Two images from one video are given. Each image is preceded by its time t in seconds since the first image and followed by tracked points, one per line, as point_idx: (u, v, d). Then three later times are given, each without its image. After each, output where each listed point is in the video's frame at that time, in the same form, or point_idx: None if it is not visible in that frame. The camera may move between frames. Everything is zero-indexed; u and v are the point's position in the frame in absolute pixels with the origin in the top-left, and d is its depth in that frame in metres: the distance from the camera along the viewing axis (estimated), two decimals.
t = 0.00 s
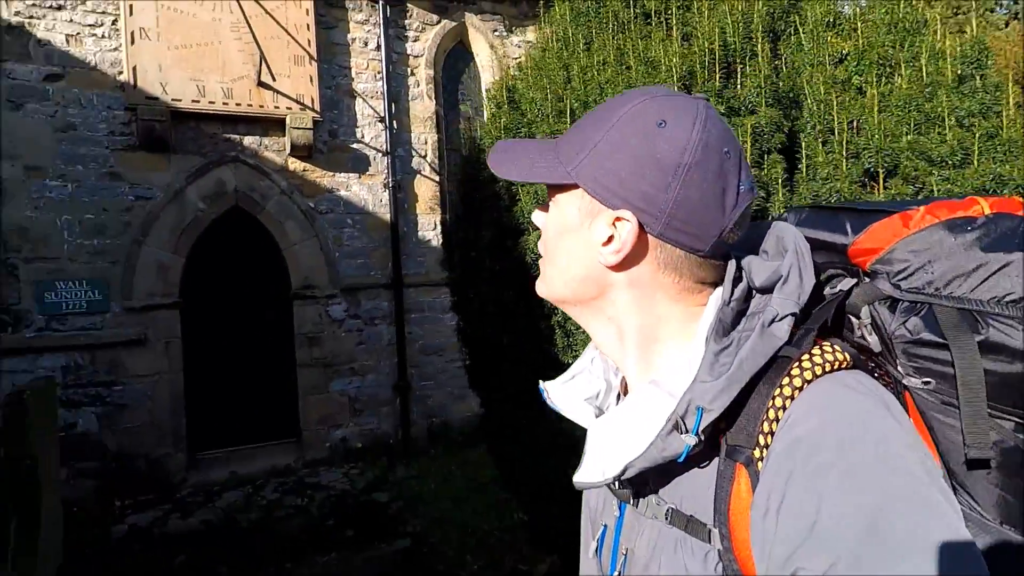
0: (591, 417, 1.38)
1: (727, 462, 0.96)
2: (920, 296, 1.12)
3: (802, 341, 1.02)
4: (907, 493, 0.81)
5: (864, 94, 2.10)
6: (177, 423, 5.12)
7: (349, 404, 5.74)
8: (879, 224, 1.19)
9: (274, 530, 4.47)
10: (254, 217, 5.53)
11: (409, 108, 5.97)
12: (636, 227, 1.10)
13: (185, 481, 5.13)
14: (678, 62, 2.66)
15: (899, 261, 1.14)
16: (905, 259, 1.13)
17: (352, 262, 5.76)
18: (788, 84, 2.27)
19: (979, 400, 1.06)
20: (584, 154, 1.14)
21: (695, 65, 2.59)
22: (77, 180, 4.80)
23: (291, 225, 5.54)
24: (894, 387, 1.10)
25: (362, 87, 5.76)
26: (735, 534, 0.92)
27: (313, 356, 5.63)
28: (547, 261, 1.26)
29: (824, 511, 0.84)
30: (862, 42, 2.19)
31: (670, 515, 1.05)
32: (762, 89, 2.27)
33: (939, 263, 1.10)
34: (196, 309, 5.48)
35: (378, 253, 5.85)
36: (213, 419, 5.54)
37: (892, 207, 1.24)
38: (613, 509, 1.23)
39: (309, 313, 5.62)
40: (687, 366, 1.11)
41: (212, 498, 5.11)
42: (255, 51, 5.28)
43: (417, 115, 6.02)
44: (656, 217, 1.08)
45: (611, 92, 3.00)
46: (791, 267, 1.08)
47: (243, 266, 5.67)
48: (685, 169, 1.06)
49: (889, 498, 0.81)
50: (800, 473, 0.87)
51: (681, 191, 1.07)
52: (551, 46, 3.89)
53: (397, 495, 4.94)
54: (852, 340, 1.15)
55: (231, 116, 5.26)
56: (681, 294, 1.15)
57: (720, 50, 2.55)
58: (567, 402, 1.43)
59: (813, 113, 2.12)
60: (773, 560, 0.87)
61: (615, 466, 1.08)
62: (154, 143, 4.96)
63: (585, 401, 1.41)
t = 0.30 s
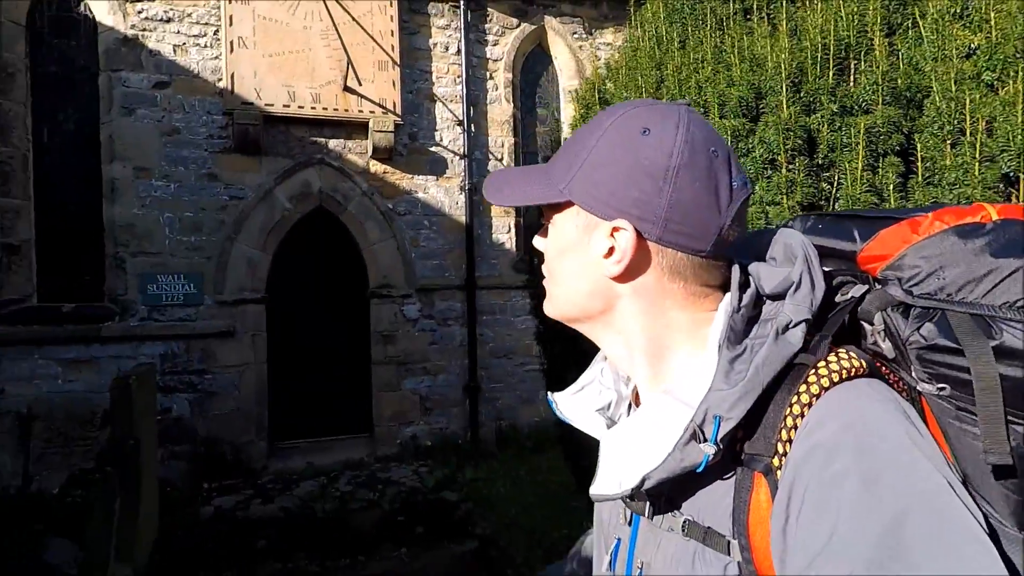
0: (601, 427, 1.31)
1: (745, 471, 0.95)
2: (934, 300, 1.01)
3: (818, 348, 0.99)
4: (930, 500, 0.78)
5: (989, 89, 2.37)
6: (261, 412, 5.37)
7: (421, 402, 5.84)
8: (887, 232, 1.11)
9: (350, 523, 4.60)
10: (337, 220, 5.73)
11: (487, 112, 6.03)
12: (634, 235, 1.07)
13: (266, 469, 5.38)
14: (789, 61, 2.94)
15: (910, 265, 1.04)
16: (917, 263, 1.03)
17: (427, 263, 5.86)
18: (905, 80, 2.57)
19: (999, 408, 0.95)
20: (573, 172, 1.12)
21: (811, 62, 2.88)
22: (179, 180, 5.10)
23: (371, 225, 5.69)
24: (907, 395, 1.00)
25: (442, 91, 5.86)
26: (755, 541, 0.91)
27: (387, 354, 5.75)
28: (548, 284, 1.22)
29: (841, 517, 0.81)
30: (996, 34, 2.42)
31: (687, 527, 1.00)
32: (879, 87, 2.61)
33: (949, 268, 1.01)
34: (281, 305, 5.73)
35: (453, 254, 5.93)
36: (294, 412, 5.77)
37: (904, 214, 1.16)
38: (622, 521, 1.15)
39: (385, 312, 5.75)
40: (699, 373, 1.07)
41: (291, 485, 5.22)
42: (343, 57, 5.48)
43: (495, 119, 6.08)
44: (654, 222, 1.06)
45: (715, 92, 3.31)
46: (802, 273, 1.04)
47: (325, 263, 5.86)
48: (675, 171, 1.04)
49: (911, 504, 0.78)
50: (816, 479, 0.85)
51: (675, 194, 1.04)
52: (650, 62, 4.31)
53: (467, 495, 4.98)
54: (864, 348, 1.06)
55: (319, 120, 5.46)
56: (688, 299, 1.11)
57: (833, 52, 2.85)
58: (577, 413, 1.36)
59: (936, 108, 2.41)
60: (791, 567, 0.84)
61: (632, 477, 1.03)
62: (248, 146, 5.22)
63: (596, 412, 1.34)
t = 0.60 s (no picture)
0: (614, 418, 1.41)
1: (758, 463, 0.98)
2: (955, 299, 1.02)
3: (833, 341, 1.03)
4: (943, 491, 0.79)
5: None
6: (306, 406, 5.50)
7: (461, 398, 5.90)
8: (909, 231, 1.14)
9: (394, 517, 4.68)
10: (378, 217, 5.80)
11: (526, 109, 6.03)
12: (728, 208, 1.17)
13: (313, 462, 5.52)
14: (835, 53, 3.01)
15: (931, 264, 1.06)
16: (938, 262, 1.05)
17: (467, 260, 5.91)
18: (961, 69, 2.66)
19: None
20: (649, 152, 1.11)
21: (857, 55, 2.95)
22: (228, 182, 5.26)
23: (411, 223, 5.75)
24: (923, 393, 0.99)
25: (480, 89, 5.88)
26: (765, 533, 0.93)
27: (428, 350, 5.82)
28: (643, 284, 1.12)
29: (856, 508, 0.82)
30: None
31: (697, 517, 1.04)
32: (933, 77, 2.69)
33: (972, 265, 1.02)
34: (326, 303, 5.85)
35: (492, 251, 5.97)
36: (339, 407, 5.90)
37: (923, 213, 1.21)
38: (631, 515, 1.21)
39: (426, 309, 5.81)
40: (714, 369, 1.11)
41: (336, 479, 5.32)
42: (383, 57, 5.56)
43: (533, 115, 6.07)
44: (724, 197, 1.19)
45: (755, 83, 3.35)
46: (813, 268, 1.11)
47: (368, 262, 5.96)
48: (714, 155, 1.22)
49: (925, 497, 0.80)
50: (830, 470, 0.86)
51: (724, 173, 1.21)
52: (692, 56, 4.28)
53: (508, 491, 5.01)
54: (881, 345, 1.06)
55: (361, 120, 5.56)
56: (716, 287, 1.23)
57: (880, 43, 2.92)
58: (588, 405, 1.45)
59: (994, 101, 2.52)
60: (805, 558, 0.86)
61: (646, 470, 1.07)
62: (293, 148, 5.34)
63: (607, 404, 1.45)
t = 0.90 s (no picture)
0: (618, 414, 1.48)
1: (768, 456, 1.02)
2: (961, 295, 1.02)
3: (841, 334, 1.07)
4: (948, 481, 0.80)
5: None
6: (346, 409, 5.62)
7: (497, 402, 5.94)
8: (915, 228, 1.18)
9: (431, 519, 4.74)
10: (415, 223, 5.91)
11: (560, 114, 6.06)
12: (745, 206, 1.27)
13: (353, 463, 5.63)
14: (871, 48, 2.96)
15: (938, 259, 1.08)
16: (945, 258, 1.07)
17: (502, 265, 5.96)
18: (1006, 60, 2.49)
19: None
20: (694, 142, 1.17)
21: (895, 50, 2.88)
22: (272, 190, 5.44)
23: (447, 228, 5.83)
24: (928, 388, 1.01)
25: (515, 94, 5.95)
26: (774, 526, 0.96)
27: (465, 354, 5.88)
28: (692, 271, 1.16)
29: (859, 498, 0.84)
30: None
31: (707, 513, 1.09)
32: (971, 70, 2.58)
33: (978, 259, 1.04)
34: (365, 307, 5.98)
35: (527, 256, 6.00)
36: (378, 410, 6.01)
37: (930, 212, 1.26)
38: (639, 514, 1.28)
39: (462, 313, 5.88)
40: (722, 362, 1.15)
41: (375, 480, 5.40)
42: (420, 66, 5.68)
43: (568, 119, 6.10)
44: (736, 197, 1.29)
45: (790, 82, 3.35)
46: (820, 263, 1.16)
47: (405, 267, 6.08)
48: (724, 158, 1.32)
49: (930, 488, 0.80)
50: (836, 462, 0.89)
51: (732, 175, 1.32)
52: (725, 56, 4.25)
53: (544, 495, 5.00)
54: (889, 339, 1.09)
55: (398, 128, 5.69)
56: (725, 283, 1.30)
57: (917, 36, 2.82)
58: (597, 403, 1.53)
59: None
60: (813, 548, 0.88)
61: (656, 463, 1.13)
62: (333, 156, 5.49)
63: (616, 401, 1.52)
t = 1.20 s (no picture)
0: (634, 422, 1.54)
1: (787, 468, 1.03)
2: (985, 305, 0.98)
3: (861, 343, 1.08)
4: (970, 488, 0.79)
5: None
6: (377, 404, 5.71)
7: (525, 404, 5.97)
8: (938, 237, 1.15)
9: (457, 518, 4.78)
10: (451, 223, 5.96)
11: (600, 118, 6.05)
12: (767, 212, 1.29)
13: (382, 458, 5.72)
14: (926, 60, 2.87)
15: (961, 268, 1.04)
16: (968, 267, 1.03)
17: (536, 267, 5.97)
18: None
19: None
20: (726, 146, 1.19)
21: (953, 62, 2.80)
22: (314, 187, 5.56)
23: (483, 230, 5.87)
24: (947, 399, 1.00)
25: (556, 98, 5.96)
26: (793, 539, 0.96)
27: (496, 355, 5.91)
28: (723, 273, 1.18)
29: (880, 510, 0.83)
30: None
31: (724, 523, 1.09)
32: None
33: (1002, 271, 0.98)
34: (399, 305, 6.07)
35: (562, 259, 6.01)
36: (408, 406, 6.09)
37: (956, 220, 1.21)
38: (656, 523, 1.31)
39: (495, 314, 5.91)
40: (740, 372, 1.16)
41: (403, 475, 5.47)
42: (463, 68, 5.73)
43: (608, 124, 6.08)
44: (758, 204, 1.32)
45: (838, 92, 3.26)
46: (839, 272, 1.17)
47: (440, 266, 6.13)
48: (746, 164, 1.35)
49: (951, 496, 0.80)
50: (856, 473, 0.88)
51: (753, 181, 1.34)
52: (773, 64, 4.19)
53: (570, 499, 5.00)
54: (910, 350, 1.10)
55: (439, 129, 5.75)
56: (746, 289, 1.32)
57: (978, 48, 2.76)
58: (612, 411, 1.58)
59: None
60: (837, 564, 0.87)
61: (673, 473, 1.16)
62: (374, 155, 5.58)
63: (631, 409, 1.57)
